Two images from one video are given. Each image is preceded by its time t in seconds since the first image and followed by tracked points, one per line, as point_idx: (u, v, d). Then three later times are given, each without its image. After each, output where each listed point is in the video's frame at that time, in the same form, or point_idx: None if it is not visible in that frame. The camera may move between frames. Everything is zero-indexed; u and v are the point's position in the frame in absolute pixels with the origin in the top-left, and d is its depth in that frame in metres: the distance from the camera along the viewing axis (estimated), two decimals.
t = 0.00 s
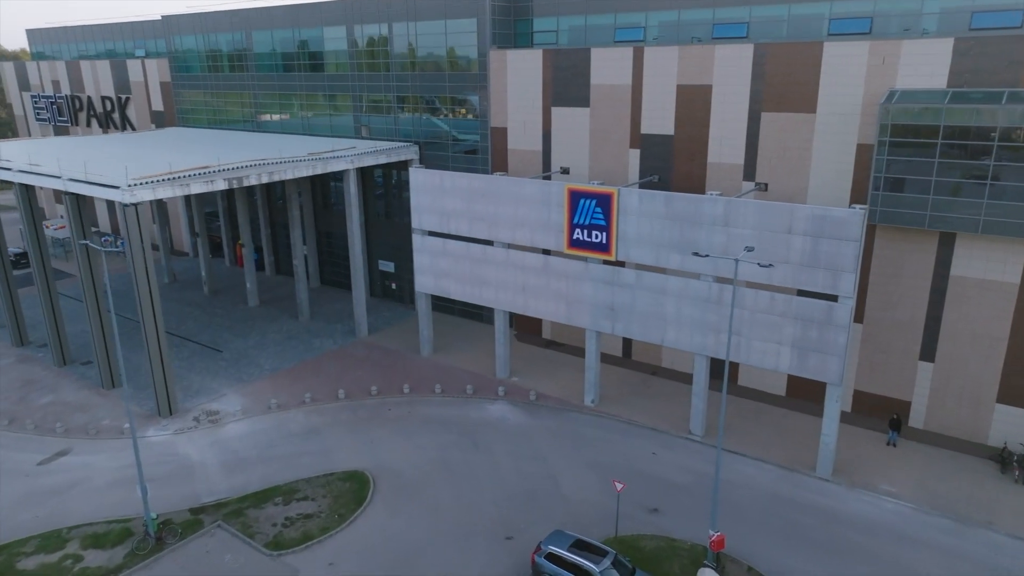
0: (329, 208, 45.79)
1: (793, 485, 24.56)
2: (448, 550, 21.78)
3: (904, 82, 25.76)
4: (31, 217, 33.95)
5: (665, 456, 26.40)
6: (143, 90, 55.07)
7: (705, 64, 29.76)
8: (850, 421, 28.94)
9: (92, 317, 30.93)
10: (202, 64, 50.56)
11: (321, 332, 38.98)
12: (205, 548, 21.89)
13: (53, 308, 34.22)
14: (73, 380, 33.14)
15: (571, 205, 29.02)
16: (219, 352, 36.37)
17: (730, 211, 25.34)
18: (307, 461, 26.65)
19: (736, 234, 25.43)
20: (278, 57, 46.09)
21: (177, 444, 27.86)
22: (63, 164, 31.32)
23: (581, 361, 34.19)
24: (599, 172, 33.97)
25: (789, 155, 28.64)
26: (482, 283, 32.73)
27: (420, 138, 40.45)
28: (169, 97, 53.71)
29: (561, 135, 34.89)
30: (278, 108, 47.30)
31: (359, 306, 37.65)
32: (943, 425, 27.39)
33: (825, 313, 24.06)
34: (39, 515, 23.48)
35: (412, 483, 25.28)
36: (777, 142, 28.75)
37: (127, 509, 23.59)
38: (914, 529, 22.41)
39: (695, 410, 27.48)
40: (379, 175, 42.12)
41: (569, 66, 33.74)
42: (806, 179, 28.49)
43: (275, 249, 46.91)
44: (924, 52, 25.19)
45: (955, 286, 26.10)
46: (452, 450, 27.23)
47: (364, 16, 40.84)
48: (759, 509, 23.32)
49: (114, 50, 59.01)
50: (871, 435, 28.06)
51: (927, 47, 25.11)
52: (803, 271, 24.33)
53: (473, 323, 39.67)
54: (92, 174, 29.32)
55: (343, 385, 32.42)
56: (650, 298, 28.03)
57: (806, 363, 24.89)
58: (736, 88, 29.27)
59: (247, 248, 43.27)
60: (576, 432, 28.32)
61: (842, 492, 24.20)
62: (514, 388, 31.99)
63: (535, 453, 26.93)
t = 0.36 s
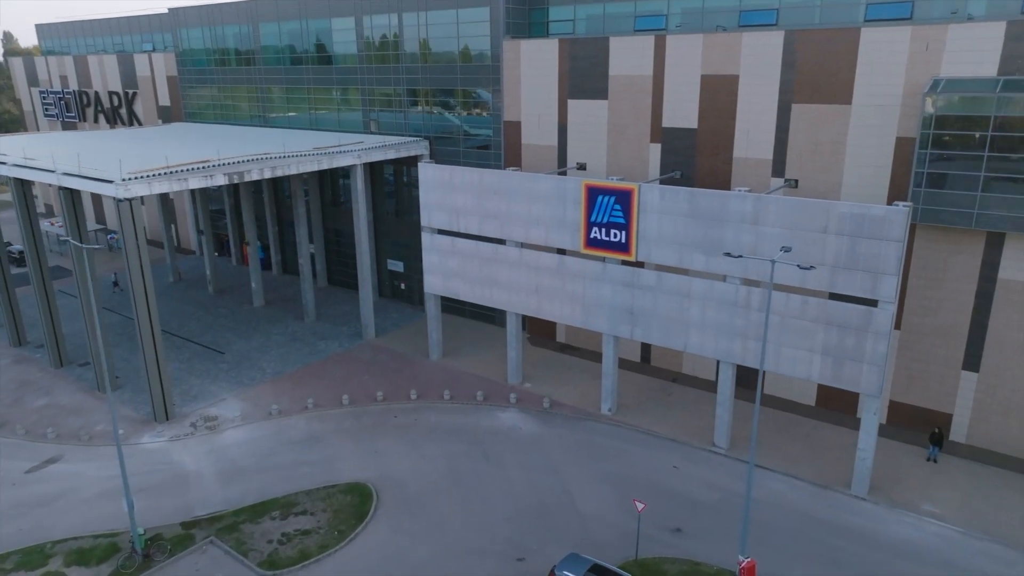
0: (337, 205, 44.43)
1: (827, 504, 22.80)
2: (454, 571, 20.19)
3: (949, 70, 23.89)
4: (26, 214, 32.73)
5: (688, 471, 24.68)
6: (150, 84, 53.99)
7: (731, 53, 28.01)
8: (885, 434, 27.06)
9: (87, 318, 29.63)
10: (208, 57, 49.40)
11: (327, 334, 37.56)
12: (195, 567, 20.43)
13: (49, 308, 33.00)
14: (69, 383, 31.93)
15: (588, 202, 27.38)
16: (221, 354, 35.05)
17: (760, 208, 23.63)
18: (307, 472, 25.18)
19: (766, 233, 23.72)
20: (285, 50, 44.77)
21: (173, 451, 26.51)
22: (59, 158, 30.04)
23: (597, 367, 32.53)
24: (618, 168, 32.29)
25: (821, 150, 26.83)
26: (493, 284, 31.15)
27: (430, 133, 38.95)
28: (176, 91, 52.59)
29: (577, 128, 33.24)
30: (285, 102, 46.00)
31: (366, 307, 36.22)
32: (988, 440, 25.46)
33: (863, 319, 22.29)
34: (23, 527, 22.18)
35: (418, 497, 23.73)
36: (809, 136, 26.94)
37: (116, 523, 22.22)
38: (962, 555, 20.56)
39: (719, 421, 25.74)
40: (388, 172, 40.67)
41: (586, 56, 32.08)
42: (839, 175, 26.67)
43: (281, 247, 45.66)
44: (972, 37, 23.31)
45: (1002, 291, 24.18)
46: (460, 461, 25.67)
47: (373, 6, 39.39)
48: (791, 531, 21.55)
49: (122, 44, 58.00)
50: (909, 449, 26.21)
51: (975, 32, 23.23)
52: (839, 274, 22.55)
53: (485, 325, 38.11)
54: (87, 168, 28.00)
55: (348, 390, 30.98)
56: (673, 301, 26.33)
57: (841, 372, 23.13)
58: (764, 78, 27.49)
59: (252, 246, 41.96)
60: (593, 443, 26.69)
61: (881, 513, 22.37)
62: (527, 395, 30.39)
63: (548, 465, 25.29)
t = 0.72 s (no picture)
0: (345, 201, 43.04)
1: (865, 525, 21.00)
2: None
3: (1002, 55, 21.99)
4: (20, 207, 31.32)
5: (713, 486, 22.97)
6: (157, 79, 52.98)
7: (761, 39, 26.23)
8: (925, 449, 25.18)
9: (82, 319, 28.40)
10: (216, 50, 48.26)
11: (333, 335, 36.16)
12: None
13: (45, 308, 31.85)
14: (65, 385, 30.75)
15: (607, 198, 25.74)
16: (223, 356, 33.77)
17: (794, 204, 21.89)
18: (307, 483, 23.73)
19: (800, 232, 21.97)
20: (293, 42, 43.49)
21: (167, 459, 25.18)
22: (53, 151, 28.79)
23: (615, 373, 30.87)
24: (638, 163, 30.60)
25: (858, 142, 25.00)
26: (506, 285, 29.58)
27: (441, 126, 37.46)
28: (183, 86, 51.53)
29: (594, 121, 31.59)
30: (293, 96, 44.73)
31: (373, 308, 34.79)
32: None
33: (907, 325, 20.51)
34: (5, 540, 20.89)
35: (423, 511, 22.20)
36: (845, 127, 25.12)
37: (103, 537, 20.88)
38: None
39: (747, 433, 24.02)
40: (398, 167, 39.24)
41: (605, 45, 30.41)
42: (877, 170, 24.82)
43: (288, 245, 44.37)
44: None
45: None
46: (469, 473, 24.12)
47: None
48: (828, 555, 19.79)
49: (130, 38, 57.06)
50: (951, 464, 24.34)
51: None
52: (881, 275, 20.78)
53: (497, 328, 36.55)
54: (80, 161, 26.73)
55: (352, 395, 29.53)
56: (698, 303, 24.63)
57: (883, 381, 21.33)
58: (796, 66, 25.70)
59: (257, 244, 40.67)
60: (610, 454, 25.04)
61: (925, 536, 20.55)
62: (540, 402, 28.79)
63: (563, 479, 23.67)
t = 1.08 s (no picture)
0: (354, 198, 41.71)
1: (910, 550, 19.22)
2: None
3: None
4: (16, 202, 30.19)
5: (742, 504, 21.28)
6: (165, 73, 52.01)
7: (794, 23, 24.48)
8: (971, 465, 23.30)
9: (78, 318, 27.21)
10: (224, 43, 47.14)
11: (340, 336, 34.81)
12: None
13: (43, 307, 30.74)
14: (61, 386, 29.62)
15: (628, 193, 24.12)
16: (225, 357, 32.53)
17: (833, 199, 20.17)
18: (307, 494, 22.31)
19: (839, 229, 20.24)
20: (302, 33, 42.22)
21: (161, 466, 23.87)
22: (48, 143, 27.60)
23: (634, 379, 29.22)
24: (660, 157, 28.95)
25: (900, 134, 23.20)
26: (520, 285, 28.04)
27: (453, 119, 35.99)
28: (191, 80, 50.51)
29: (613, 113, 29.96)
30: (302, 89, 43.49)
31: (381, 308, 33.39)
32: None
33: (959, 332, 18.74)
34: None
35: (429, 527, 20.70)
36: (885, 117, 23.32)
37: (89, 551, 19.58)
38: None
39: (778, 446, 22.29)
40: (408, 163, 37.83)
41: (626, 32, 28.77)
42: (919, 164, 23.02)
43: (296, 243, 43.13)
44: None
45: None
46: (478, 485, 22.59)
47: None
48: None
49: (140, 32, 56.16)
50: (1001, 483, 22.47)
51: None
52: (930, 277, 18.99)
53: (510, 330, 35.02)
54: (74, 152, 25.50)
55: (358, 400, 28.12)
56: (726, 306, 22.95)
57: (931, 393, 19.53)
58: (832, 52, 23.94)
59: (264, 241, 39.42)
60: (630, 467, 23.41)
61: (977, 563, 18.74)
62: (555, 409, 27.21)
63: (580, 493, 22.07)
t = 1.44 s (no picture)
0: (364, 194, 40.44)
1: None
2: None
3: None
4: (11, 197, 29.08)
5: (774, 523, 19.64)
6: (175, 67, 51.11)
7: (832, 4, 22.79)
8: None
9: (74, 316, 26.08)
10: (234, 36, 46.05)
11: (348, 336, 33.54)
12: None
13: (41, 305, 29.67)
14: (59, 387, 28.59)
15: (651, 187, 22.57)
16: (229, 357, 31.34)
17: (876, 192, 18.51)
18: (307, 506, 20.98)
19: (883, 225, 18.58)
20: (312, 24, 41.00)
21: (156, 473, 22.67)
22: (44, 134, 26.49)
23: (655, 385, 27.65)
24: (685, 151, 27.35)
25: (947, 123, 21.45)
26: (535, 284, 26.55)
27: (467, 112, 34.58)
28: (201, 74, 49.56)
29: (635, 104, 28.39)
30: (312, 82, 42.30)
31: (390, 308, 32.06)
32: None
33: (1018, 338, 17.04)
34: None
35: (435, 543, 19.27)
36: (931, 106, 21.58)
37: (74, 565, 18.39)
38: None
39: (813, 461, 20.64)
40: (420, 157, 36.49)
41: (649, 18, 27.21)
42: (968, 156, 21.27)
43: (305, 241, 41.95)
44: None
45: None
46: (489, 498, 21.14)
47: None
48: None
49: (151, 26, 55.35)
50: None
51: None
52: (986, 278, 17.28)
53: (524, 331, 33.55)
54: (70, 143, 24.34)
55: (364, 404, 26.78)
56: (757, 308, 21.31)
57: (986, 404, 17.80)
58: (873, 36, 22.23)
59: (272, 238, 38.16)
60: (651, 480, 21.84)
61: None
62: (571, 416, 25.71)
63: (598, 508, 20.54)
